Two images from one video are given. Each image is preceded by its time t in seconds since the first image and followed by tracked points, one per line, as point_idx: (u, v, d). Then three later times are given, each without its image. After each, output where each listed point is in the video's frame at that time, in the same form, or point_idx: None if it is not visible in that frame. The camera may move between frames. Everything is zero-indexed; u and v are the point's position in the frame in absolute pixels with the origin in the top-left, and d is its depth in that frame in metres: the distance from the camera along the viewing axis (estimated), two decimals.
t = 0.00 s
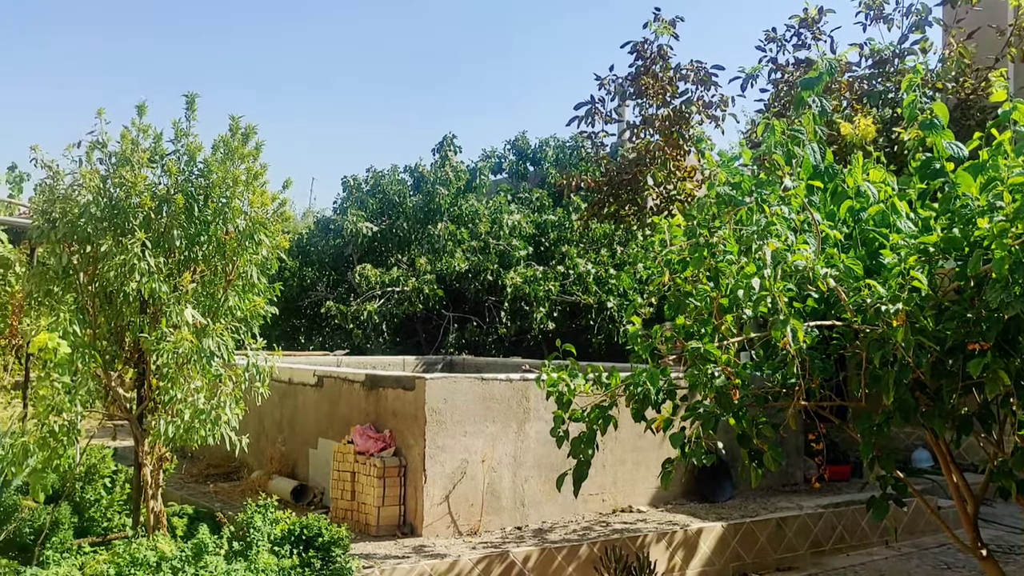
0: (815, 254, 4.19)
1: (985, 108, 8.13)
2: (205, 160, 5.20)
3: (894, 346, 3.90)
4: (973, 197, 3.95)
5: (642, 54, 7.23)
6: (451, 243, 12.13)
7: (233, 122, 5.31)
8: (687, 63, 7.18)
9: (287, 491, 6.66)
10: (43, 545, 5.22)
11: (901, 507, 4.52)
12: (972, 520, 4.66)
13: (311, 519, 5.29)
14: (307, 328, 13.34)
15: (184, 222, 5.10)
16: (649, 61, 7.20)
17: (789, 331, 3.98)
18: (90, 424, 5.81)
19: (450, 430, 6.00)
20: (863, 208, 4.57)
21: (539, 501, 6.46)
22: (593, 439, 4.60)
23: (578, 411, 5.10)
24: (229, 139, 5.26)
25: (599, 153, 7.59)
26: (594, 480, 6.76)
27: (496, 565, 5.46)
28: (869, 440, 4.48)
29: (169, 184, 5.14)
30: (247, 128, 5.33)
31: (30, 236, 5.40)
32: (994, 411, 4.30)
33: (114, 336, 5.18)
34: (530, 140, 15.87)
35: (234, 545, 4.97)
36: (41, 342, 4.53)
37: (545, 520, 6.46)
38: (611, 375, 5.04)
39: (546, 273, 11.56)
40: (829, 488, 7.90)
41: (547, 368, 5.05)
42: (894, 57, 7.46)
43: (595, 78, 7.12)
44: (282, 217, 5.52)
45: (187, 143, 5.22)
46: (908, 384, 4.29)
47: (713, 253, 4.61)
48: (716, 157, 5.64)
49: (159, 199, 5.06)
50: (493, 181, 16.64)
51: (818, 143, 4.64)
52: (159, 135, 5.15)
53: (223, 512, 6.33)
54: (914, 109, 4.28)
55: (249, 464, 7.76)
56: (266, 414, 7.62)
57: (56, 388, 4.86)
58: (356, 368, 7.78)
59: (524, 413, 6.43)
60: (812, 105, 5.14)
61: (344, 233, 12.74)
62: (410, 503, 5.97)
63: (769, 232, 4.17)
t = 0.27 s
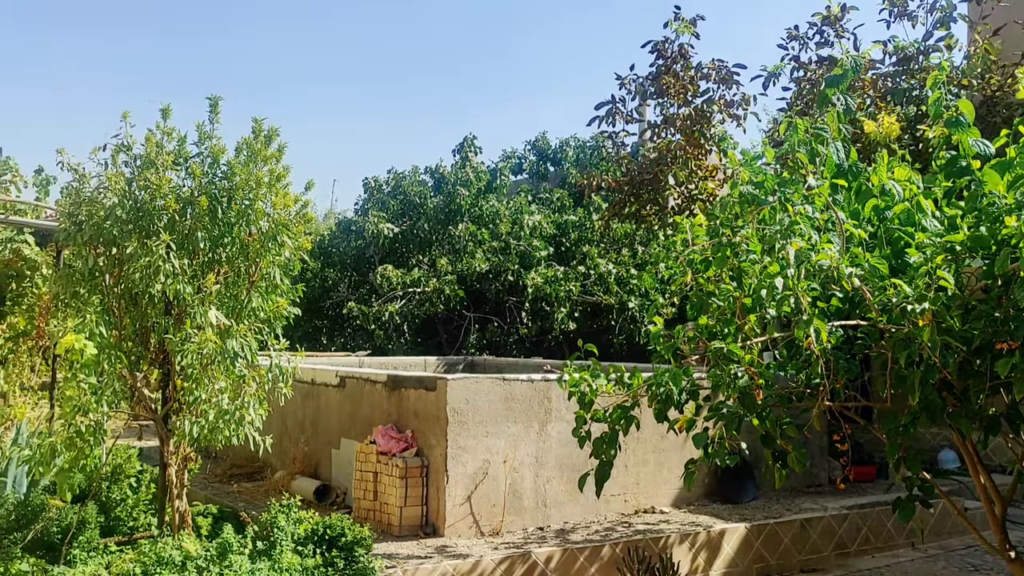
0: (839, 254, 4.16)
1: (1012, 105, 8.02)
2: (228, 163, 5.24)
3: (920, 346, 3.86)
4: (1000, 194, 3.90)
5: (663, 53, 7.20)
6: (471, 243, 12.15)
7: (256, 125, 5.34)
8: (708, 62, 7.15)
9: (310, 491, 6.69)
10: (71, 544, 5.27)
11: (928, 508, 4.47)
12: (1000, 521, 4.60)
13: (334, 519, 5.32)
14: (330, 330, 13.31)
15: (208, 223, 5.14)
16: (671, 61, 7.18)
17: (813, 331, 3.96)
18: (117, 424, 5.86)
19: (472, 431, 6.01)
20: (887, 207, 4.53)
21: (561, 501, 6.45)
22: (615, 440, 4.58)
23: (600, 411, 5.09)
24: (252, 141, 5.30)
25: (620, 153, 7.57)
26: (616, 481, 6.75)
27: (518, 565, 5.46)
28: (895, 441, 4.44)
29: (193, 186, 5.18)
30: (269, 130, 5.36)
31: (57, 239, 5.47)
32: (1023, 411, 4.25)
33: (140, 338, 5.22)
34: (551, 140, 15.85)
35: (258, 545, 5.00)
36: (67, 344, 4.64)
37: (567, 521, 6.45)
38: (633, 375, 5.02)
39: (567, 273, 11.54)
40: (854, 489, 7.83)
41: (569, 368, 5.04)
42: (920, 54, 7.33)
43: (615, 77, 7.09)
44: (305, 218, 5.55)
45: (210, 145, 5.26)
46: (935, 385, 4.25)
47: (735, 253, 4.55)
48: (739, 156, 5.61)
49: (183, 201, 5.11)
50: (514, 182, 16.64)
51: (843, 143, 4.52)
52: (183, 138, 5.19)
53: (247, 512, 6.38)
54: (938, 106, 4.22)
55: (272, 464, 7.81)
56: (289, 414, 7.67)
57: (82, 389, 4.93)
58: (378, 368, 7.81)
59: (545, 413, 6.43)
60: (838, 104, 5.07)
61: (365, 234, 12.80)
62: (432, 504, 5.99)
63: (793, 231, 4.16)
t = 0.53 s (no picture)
0: (862, 252, 4.12)
1: None
2: (249, 164, 5.27)
3: (944, 345, 3.82)
4: None
5: (682, 52, 7.17)
6: (490, 244, 12.16)
7: (277, 126, 5.36)
8: (728, 60, 7.11)
9: (331, 491, 6.72)
10: (95, 543, 5.32)
11: (953, 509, 4.42)
12: None
13: (355, 518, 5.34)
14: (349, 329, 13.34)
15: (229, 224, 5.16)
16: (690, 59, 7.15)
17: (837, 330, 3.93)
18: (140, 424, 5.91)
19: (492, 431, 6.01)
20: (911, 205, 4.46)
21: (581, 501, 6.44)
22: (635, 439, 4.57)
23: (620, 411, 5.07)
24: (273, 142, 5.33)
25: (639, 152, 7.53)
26: (636, 481, 6.73)
27: (539, 565, 5.45)
28: (919, 441, 4.40)
29: (215, 187, 5.21)
30: (290, 131, 5.39)
31: (81, 241, 5.53)
32: None
33: (162, 338, 5.25)
34: (569, 140, 15.83)
35: (280, 544, 5.02)
36: (92, 343, 4.64)
37: (587, 521, 6.44)
38: (653, 375, 5.00)
39: (586, 272, 11.55)
40: (876, 490, 7.77)
41: (590, 368, 5.03)
42: (943, 51, 7.25)
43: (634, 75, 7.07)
44: (325, 219, 5.58)
45: (232, 147, 5.29)
46: (960, 384, 4.21)
47: (756, 251, 4.47)
48: (759, 154, 5.57)
49: (205, 203, 5.15)
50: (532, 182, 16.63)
51: (864, 140, 4.56)
52: (204, 140, 5.22)
53: (269, 511, 6.42)
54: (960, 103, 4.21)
55: (293, 464, 7.85)
56: (309, 414, 7.70)
57: (106, 389, 4.98)
58: (398, 369, 7.83)
59: (565, 413, 6.42)
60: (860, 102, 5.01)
61: (385, 235, 12.83)
62: (453, 503, 5.99)
63: (815, 230, 4.19)
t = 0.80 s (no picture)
0: (882, 250, 4.08)
1: None
2: (267, 164, 5.29)
3: (965, 344, 3.80)
4: None
5: (699, 49, 7.15)
6: (507, 243, 12.17)
7: (294, 126, 5.39)
8: (745, 58, 7.08)
9: (348, 490, 6.75)
10: (115, 541, 5.36)
11: (975, 509, 4.38)
12: None
13: (372, 517, 5.36)
14: (366, 329, 13.40)
15: (247, 224, 5.19)
16: (707, 57, 7.12)
17: (856, 328, 3.90)
18: (160, 423, 5.95)
19: (509, 430, 6.02)
20: (930, 202, 4.41)
21: (598, 501, 6.43)
22: (653, 439, 4.56)
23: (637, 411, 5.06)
24: (290, 143, 5.35)
25: (656, 151, 7.50)
26: (654, 481, 6.71)
27: (556, 565, 5.45)
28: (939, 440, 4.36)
29: (233, 188, 5.23)
30: (307, 132, 5.41)
31: (101, 242, 5.57)
32: None
33: (182, 338, 5.29)
34: (586, 139, 15.81)
35: (298, 542, 5.05)
36: (111, 344, 4.67)
37: (605, 520, 6.43)
38: (671, 374, 4.98)
39: (602, 272, 11.59)
40: (896, 489, 7.71)
41: (607, 367, 5.01)
42: (963, 46, 7.19)
43: (650, 73, 7.05)
44: (342, 219, 5.60)
45: (249, 147, 5.31)
46: (981, 382, 4.18)
47: (775, 249, 4.44)
48: (777, 152, 5.54)
49: (223, 203, 5.16)
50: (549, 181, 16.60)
51: (883, 135, 4.45)
52: (222, 141, 5.24)
53: (287, 510, 6.45)
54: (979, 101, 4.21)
55: (311, 463, 7.88)
56: (327, 414, 7.73)
57: (126, 389, 5.03)
58: (415, 368, 7.84)
59: (582, 412, 6.41)
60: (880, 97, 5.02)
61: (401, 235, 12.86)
62: (470, 502, 6.00)
63: (834, 227, 4.15)
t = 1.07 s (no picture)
0: (899, 247, 4.04)
1: None
2: (281, 165, 5.31)
3: (984, 343, 3.77)
4: None
5: (712, 47, 7.12)
6: (520, 242, 12.21)
7: (308, 127, 5.40)
8: (759, 55, 7.05)
9: (363, 489, 6.76)
10: (132, 540, 5.41)
11: (993, 508, 4.35)
12: None
13: (387, 516, 5.36)
14: (380, 329, 13.45)
15: (262, 225, 5.21)
16: (720, 54, 7.09)
17: (872, 327, 3.86)
18: (176, 423, 5.97)
19: (523, 429, 6.02)
20: (948, 199, 4.41)
21: (613, 500, 6.42)
22: (667, 438, 4.55)
23: (652, 410, 5.04)
24: (304, 144, 5.37)
25: (669, 149, 7.48)
26: (668, 480, 6.70)
27: (571, 564, 5.45)
28: (957, 439, 4.33)
29: (247, 189, 5.24)
30: (321, 132, 5.42)
31: (117, 243, 5.61)
32: None
33: (197, 338, 5.31)
34: (599, 137, 15.77)
35: (314, 541, 5.07)
36: (128, 344, 4.70)
37: (619, 519, 6.42)
38: (685, 373, 4.97)
39: (616, 270, 11.51)
40: (913, 488, 7.66)
41: (621, 366, 4.99)
42: (978, 42, 7.15)
43: (664, 71, 7.02)
44: (356, 219, 5.62)
45: (264, 148, 5.32)
46: (999, 380, 4.17)
47: (790, 247, 4.41)
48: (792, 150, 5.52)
49: (238, 203, 5.19)
50: (562, 180, 16.59)
51: (899, 134, 4.47)
52: (237, 141, 5.26)
53: (302, 509, 6.48)
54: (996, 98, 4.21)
55: (326, 462, 7.91)
56: (342, 413, 7.76)
57: (142, 389, 5.06)
58: (429, 367, 7.86)
59: (596, 412, 6.39)
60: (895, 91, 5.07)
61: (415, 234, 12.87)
62: (484, 502, 6.00)
63: (849, 226, 4.17)
